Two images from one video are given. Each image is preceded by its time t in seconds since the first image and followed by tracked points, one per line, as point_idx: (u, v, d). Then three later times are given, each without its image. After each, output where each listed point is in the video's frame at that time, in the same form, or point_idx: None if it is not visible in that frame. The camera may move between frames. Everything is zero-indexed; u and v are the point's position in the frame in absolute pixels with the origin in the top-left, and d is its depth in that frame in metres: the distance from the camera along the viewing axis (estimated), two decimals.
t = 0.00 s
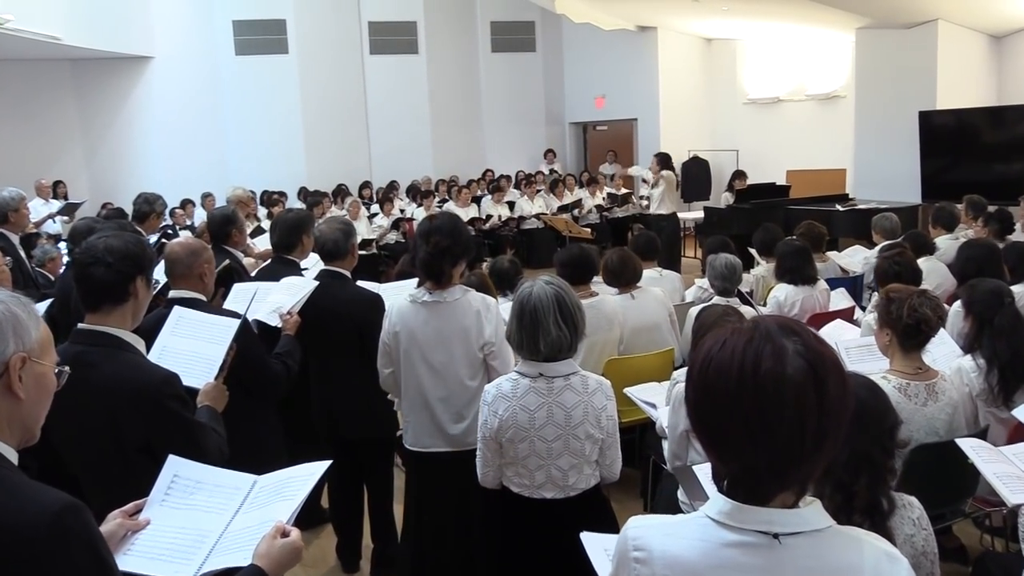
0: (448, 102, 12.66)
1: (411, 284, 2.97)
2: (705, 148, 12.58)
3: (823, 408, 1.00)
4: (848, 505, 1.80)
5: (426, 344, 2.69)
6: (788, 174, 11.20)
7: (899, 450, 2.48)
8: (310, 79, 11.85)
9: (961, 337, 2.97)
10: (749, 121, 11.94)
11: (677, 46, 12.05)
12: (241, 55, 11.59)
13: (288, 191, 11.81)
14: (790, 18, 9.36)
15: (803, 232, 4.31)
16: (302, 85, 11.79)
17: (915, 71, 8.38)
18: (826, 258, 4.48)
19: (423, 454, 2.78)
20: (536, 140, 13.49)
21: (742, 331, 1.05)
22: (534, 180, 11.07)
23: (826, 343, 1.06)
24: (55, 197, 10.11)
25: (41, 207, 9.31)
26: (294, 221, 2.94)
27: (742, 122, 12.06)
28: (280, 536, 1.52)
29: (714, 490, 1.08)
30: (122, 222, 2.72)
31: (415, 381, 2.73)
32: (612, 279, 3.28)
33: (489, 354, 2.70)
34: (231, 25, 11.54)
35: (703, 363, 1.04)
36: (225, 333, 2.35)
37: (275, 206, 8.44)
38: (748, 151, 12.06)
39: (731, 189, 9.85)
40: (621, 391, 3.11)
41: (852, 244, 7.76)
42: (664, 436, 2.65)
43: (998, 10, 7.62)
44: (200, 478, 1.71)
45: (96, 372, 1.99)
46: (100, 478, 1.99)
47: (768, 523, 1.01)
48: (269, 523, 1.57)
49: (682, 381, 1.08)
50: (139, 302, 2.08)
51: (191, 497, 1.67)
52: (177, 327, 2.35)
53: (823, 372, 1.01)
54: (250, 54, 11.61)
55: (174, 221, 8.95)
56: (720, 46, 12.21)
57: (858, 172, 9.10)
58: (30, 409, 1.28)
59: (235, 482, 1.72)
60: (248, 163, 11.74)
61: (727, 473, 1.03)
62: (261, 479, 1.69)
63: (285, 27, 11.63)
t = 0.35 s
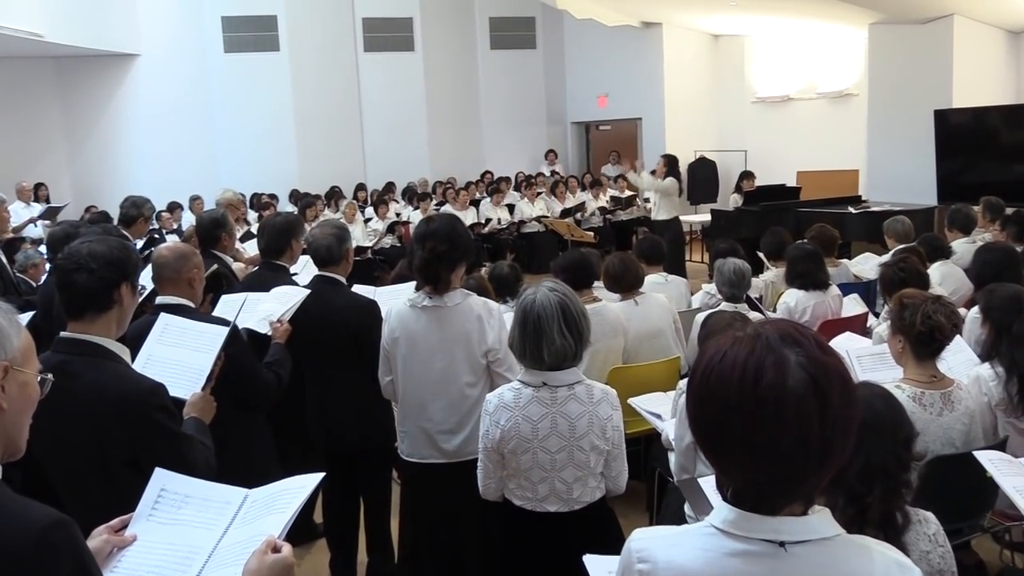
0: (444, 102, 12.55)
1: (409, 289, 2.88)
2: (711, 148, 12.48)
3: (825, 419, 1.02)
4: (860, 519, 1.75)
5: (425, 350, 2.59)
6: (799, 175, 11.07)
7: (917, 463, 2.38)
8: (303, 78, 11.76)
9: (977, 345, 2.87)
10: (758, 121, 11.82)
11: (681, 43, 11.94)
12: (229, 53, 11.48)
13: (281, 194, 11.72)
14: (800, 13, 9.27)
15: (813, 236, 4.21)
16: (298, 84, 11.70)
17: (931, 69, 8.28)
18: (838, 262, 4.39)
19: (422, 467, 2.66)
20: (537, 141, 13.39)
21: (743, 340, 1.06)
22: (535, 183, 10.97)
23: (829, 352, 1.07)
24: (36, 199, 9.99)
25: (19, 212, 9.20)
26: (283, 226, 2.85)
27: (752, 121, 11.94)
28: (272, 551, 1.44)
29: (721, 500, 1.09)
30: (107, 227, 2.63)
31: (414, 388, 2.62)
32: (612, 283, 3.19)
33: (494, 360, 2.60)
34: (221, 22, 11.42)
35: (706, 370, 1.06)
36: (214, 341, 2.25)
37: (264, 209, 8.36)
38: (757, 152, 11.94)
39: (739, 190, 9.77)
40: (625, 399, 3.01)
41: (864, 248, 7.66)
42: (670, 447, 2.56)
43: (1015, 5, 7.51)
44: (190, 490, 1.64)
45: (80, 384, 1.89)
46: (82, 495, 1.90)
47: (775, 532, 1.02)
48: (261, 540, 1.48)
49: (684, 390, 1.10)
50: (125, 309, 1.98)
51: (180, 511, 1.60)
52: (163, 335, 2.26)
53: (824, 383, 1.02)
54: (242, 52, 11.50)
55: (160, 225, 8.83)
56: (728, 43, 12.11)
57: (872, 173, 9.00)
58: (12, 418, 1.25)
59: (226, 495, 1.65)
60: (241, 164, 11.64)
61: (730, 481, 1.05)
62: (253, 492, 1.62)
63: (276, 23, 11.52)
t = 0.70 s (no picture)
0: (428, 100, 12.44)
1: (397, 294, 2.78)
2: (708, 149, 12.39)
3: (822, 419, 0.99)
4: (862, 531, 1.68)
5: (415, 357, 2.49)
6: (801, 176, 10.98)
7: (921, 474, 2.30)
8: (284, 76, 11.61)
9: (983, 353, 2.79)
10: (759, 120, 11.73)
11: (678, 40, 11.81)
12: (210, 49, 11.29)
13: (261, 195, 11.58)
14: (801, 9, 9.19)
15: (815, 239, 4.13)
16: (281, 83, 11.56)
17: (937, 69, 8.22)
18: (840, 267, 4.31)
19: (411, 480, 2.56)
20: (528, 141, 13.30)
21: (736, 341, 1.04)
22: (527, 184, 10.88)
23: (825, 353, 1.04)
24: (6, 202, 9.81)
25: None
26: (261, 230, 2.76)
27: (751, 120, 11.86)
28: (255, 570, 1.43)
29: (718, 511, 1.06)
30: (80, 230, 2.53)
31: (403, 397, 2.52)
32: (610, 288, 3.12)
33: (487, 368, 2.49)
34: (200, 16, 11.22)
35: (700, 375, 1.03)
36: (190, 347, 2.16)
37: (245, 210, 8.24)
38: (757, 153, 11.86)
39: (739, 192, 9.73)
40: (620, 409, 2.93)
41: (866, 251, 7.60)
42: (667, 457, 2.47)
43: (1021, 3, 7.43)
44: (172, 504, 1.62)
45: (52, 395, 1.78)
46: (54, 514, 1.78)
47: (773, 543, 0.98)
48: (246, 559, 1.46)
49: (678, 396, 1.07)
50: (99, 316, 1.90)
51: (161, 526, 1.58)
52: (139, 341, 2.17)
53: (821, 381, 1.00)
54: (220, 48, 11.31)
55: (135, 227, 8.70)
56: (727, 39, 12.02)
57: (875, 174, 8.93)
58: None
59: (209, 509, 1.62)
60: (222, 166, 11.48)
61: (727, 489, 1.02)
62: (236, 505, 1.60)
63: (257, 18, 11.34)
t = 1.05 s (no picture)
0: (417, 93, 12.24)
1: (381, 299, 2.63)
2: (711, 145, 12.22)
3: (827, 423, 0.96)
4: (874, 549, 1.56)
5: (398, 367, 2.35)
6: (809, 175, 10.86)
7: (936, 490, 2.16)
8: (263, 65, 11.35)
9: (1002, 362, 2.65)
10: (764, 113, 11.60)
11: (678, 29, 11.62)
12: (178, 39, 11.12)
13: (236, 192, 11.36)
14: None
15: (824, 240, 4.00)
16: (260, 75, 11.34)
17: (951, 65, 8.12)
18: (850, 271, 4.18)
19: (392, 494, 2.42)
20: (516, 139, 13.10)
21: (735, 344, 1.02)
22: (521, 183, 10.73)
23: (826, 356, 1.02)
24: None
25: None
26: (239, 230, 2.62)
27: (755, 114, 11.73)
28: None
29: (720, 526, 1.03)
30: (44, 231, 2.38)
31: (385, 408, 2.37)
32: (611, 292, 2.99)
33: (470, 381, 2.35)
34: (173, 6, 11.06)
35: (698, 381, 1.00)
36: (162, 358, 2.02)
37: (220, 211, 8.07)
38: (761, 150, 11.73)
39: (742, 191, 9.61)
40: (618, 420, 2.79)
41: (876, 252, 7.51)
42: (668, 472, 2.33)
43: None
44: (127, 517, 1.49)
45: (17, 406, 1.63)
46: (19, 533, 1.64)
47: (777, 561, 0.96)
48: None
49: (676, 406, 1.05)
50: (65, 322, 1.74)
51: (115, 542, 1.45)
52: (106, 350, 2.02)
53: (824, 383, 0.97)
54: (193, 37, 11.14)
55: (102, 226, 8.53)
56: (730, 29, 11.87)
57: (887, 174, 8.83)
58: None
59: (168, 522, 1.51)
60: (192, 160, 11.27)
61: (727, 500, 0.99)
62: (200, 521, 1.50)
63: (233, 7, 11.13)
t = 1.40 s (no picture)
0: (421, 91, 12.08)
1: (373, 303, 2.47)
2: (729, 140, 12.04)
3: (840, 436, 0.91)
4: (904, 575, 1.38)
5: (379, 377, 2.20)
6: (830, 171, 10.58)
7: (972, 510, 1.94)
8: (249, 59, 11.18)
9: None
10: (785, 105, 11.42)
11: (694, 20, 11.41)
12: (160, 26, 10.95)
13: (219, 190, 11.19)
14: None
15: (850, 241, 3.87)
16: (252, 71, 11.17)
17: (985, 58, 7.97)
18: (876, 275, 4.03)
19: (373, 509, 2.26)
20: (521, 132, 12.92)
21: (739, 355, 0.96)
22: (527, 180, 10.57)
23: (838, 362, 0.96)
24: None
25: None
26: (229, 230, 2.48)
27: (774, 106, 11.56)
28: None
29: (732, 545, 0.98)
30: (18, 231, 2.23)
31: (370, 420, 2.22)
32: (632, 296, 2.84)
33: (449, 394, 2.19)
34: None
35: (701, 396, 0.96)
36: (143, 368, 1.88)
37: (203, 211, 7.92)
38: (781, 146, 11.55)
39: (762, 188, 9.48)
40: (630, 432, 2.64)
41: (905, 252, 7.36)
42: (683, 489, 2.17)
43: None
44: (78, 529, 1.39)
45: None
46: None
47: None
48: None
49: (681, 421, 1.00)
50: (42, 327, 1.60)
51: (69, 558, 1.36)
52: (82, 359, 1.86)
53: (834, 392, 0.92)
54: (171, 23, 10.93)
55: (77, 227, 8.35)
56: (749, 16, 11.67)
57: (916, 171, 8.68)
58: None
59: (122, 528, 1.42)
60: (173, 157, 11.11)
61: (737, 520, 0.94)
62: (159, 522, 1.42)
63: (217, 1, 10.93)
